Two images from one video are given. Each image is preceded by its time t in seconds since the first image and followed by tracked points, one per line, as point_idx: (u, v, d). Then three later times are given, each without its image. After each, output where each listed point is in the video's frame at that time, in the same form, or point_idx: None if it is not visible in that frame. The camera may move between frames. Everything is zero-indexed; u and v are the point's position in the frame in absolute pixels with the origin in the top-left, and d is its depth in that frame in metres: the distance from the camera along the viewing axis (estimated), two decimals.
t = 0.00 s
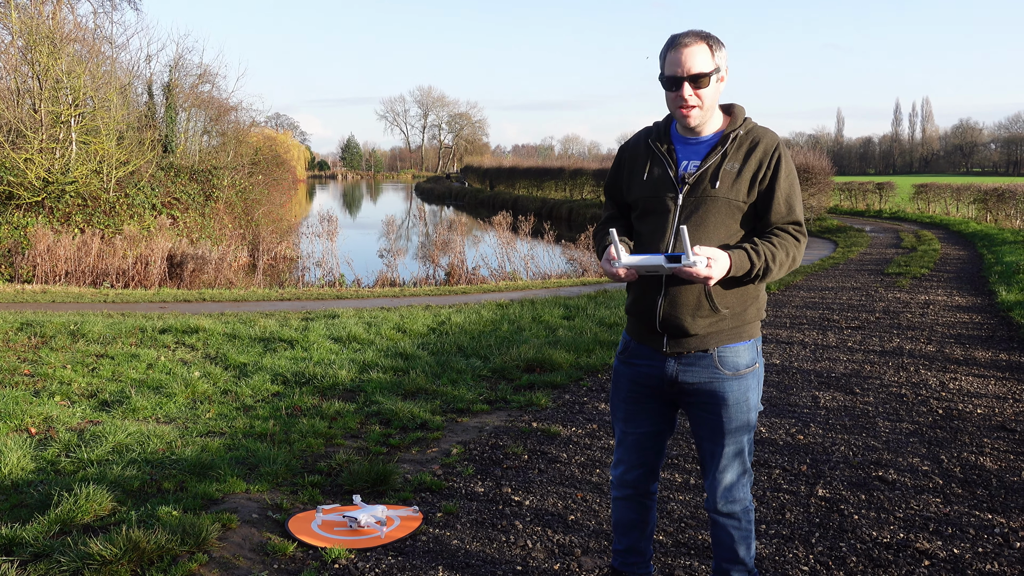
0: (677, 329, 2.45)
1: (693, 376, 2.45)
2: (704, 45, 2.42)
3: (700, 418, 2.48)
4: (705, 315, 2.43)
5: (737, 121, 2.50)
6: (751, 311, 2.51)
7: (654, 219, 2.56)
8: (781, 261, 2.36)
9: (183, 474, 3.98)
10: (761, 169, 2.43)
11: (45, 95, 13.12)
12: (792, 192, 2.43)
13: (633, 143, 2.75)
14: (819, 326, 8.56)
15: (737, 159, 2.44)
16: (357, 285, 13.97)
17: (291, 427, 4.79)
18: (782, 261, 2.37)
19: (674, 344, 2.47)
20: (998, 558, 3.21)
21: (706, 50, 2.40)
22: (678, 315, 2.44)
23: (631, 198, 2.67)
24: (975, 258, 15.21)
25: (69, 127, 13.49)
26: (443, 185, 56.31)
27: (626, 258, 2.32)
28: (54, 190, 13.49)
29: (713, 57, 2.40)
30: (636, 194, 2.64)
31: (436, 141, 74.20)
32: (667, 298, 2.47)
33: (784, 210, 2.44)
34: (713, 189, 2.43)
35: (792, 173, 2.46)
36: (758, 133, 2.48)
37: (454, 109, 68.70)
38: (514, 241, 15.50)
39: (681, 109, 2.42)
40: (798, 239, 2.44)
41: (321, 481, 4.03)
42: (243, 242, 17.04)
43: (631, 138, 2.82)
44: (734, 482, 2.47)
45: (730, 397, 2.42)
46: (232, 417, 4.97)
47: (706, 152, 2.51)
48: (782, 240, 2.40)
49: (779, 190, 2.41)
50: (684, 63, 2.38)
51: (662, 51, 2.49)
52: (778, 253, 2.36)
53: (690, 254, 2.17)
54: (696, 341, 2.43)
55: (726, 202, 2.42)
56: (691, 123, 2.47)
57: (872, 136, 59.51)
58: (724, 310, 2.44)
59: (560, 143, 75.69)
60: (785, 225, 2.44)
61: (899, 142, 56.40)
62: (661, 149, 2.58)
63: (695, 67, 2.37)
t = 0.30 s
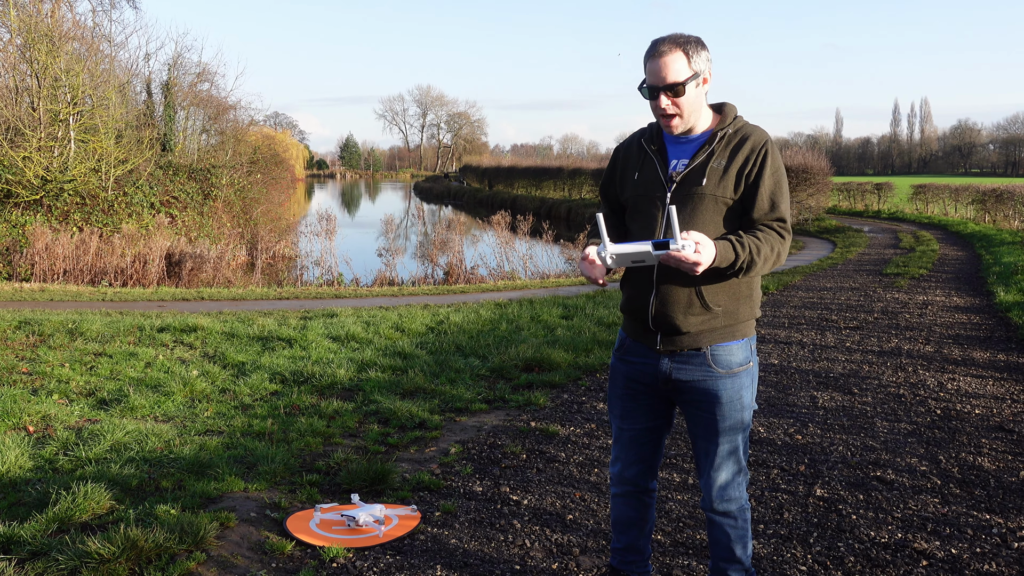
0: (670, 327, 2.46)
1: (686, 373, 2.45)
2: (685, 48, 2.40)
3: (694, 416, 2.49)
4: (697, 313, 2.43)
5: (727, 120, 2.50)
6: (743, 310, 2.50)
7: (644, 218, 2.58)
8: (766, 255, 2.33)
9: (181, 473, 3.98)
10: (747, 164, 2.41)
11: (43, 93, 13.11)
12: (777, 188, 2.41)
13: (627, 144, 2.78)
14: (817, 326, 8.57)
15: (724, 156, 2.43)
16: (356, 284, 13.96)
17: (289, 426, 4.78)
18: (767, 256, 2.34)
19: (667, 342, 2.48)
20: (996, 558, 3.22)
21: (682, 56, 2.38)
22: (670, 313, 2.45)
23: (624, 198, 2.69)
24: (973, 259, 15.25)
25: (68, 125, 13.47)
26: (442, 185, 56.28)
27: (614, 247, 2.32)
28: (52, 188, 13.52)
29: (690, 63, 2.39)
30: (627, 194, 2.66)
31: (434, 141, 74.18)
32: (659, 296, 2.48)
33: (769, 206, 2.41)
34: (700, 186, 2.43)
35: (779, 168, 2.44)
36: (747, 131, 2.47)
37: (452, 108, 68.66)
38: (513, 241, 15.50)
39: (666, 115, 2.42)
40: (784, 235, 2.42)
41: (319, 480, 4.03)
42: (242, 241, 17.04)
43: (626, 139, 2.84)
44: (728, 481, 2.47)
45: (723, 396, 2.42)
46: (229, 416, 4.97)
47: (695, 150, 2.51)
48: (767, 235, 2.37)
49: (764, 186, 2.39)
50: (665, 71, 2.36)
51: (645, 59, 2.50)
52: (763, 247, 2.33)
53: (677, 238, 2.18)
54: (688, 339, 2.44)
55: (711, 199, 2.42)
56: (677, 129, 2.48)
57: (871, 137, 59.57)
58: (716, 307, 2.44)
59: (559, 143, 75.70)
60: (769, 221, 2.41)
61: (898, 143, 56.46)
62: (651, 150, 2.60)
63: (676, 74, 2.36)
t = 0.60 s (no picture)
0: (663, 328, 2.46)
1: (680, 374, 2.46)
2: (655, 54, 2.39)
3: (690, 416, 2.49)
4: (690, 314, 2.42)
5: (724, 122, 2.49)
6: (739, 311, 2.48)
7: (642, 220, 2.63)
8: (766, 262, 2.33)
9: (179, 472, 3.98)
10: (743, 167, 2.40)
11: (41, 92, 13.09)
12: (777, 190, 2.39)
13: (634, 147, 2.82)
14: (815, 326, 8.58)
15: (718, 158, 2.44)
16: (354, 283, 13.96)
17: (287, 426, 4.79)
18: (768, 263, 2.33)
19: (662, 342, 2.48)
20: (993, 558, 3.22)
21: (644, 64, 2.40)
22: (662, 314, 2.45)
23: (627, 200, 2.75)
24: (971, 259, 15.27)
25: (66, 125, 13.45)
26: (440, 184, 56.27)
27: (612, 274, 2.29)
28: (50, 187, 13.53)
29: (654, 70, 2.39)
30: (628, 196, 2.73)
31: (433, 140, 74.19)
32: (652, 296, 2.48)
33: (769, 209, 2.39)
34: (694, 189, 2.44)
35: (779, 171, 2.42)
36: (744, 132, 2.45)
37: (451, 107, 68.65)
38: (511, 240, 15.50)
39: (639, 122, 2.48)
40: (787, 239, 2.39)
41: (317, 479, 4.03)
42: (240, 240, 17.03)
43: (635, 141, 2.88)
44: (724, 481, 2.47)
45: (717, 397, 2.42)
46: (227, 415, 4.97)
47: (691, 151, 2.51)
48: (768, 242, 2.36)
49: (762, 189, 2.38)
50: (631, 81, 2.42)
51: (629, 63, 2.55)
52: (762, 255, 2.32)
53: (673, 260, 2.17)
54: (682, 341, 2.44)
55: (705, 202, 2.43)
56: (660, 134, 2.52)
57: (869, 137, 59.62)
58: (710, 309, 2.42)
59: (558, 142, 75.72)
60: (771, 225, 2.39)
61: (896, 143, 56.53)
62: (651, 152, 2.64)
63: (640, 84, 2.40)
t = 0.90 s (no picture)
0: (653, 328, 2.48)
1: (673, 373, 2.47)
2: (644, 56, 2.42)
3: (685, 417, 2.50)
4: (676, 317, 2.42)
5: (717, 122, 2.47)
6: (730, 314, 2.45)
7: (640, 223, 2.66)
8: (746, 265, 2.29)
9: (178, 472, 3.99)
10: (728, 166, 2.37)
11: (40, 91, 13.04)
12: (761, 189, 2.33)
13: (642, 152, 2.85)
14: (814, 326, 8.59)
15: (706, 159, 2.42)
16: (353, 283, 13.97)
17: (286, 425, 4.79)
18: (748, 265, 2.29)
19: (655, 342, 2.50)
20: (991, 558, 3.23)
21: (632, 68, 2.44)
22: (652, 315, 2.47)
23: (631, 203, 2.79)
24: (970, 259, 15.29)
25: (65, 125, 13.45)
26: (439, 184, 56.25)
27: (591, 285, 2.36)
28: (49, 187, 13.55)
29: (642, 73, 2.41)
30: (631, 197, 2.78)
31: (432, 140, 74.19)
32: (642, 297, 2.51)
33: (752, 208, 2.33)
34: (681, 189, 2.45)
35: (766, 169, 2.35)
36: (734, 131, 2.42)
37: (450, 107, 68.65)
38: (510, 240, 15.52)
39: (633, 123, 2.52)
40: (772, 240, 2.32)
41: (316, 479, 4.03)
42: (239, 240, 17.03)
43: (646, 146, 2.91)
44: (720, 481, 2.48)
45: (710, 398, 2.42)
46: (226, 415, 4.97)
47: (685, 152, 2.52)
48: (750, 244, 2.30)
49: (744, 188, 2.33)
50: (622, 83, 2.47)
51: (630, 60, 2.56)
52: (742, 258, 2.28)
53: (642, 268, 2.18)
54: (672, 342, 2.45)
55: (692, 205, 2.43)
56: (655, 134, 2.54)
57: (869, 137, 59.66)
58: (697, 312, 2.40)
59: (557, 142, 75.73)
60: (755, 224, 2.33)
61: (895, 143, 56.57)
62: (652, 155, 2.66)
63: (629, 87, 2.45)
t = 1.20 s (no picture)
0: (651, 328, 2.49)
1: (670, 374, 2.48)
2: (646, 56, 2.42)
3: (683, 418, 2.50)
4: (674, 316, 2.43)
5: (717, 123, 2.48)
6: (727, 315, 2.44)
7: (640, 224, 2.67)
8: (736, 263, 2.28)
9: (177, 473, 3.98)
10: (723, 165, 2.37)
11: (39, 92, 13.05)
12: (755, 188, 2.32)
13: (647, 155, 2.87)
14: (814, 327, 8.59)
15: (703, 159, 2.43)
16: (352, 284, 13.97)
17: (285, 426, 4.79)
18: (738, 263, 2.28)
19: (653, 342, 2.51)
20: (990, 559, 3.23)
21: (634, 68, 2.44)
22: (650, 315, 2.49)
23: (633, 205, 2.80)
24: (969, 259, 15.30)
25: (64, 125, 13.45)
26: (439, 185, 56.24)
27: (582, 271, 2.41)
28: (49, 187, 13.54)
29: (643, 73, 2.41)
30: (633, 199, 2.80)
31: (432, 141, 74.21)
32: (641, 296, 2.53)
33: (746, 208, 2.33)
34: (678, 189, 2.47)
35: (762, 169, 2.35)
36: (732, 131, 2.43)
37: (449, 108, 68.67)
38: (510, 241, 15.54)
39: (635, 124, 2.53)
40: (764, 239, 2.30)
41: (315, 480, 4.03)
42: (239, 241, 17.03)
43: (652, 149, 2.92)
44: (718, 482, 2.48)
45: (707, 400, 2.42)
46: (226, 416, 4.97)
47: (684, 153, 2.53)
48: (742, 242, 2.29)
49: (739, 187, 2.33)
50: (624, 83, 2.48)
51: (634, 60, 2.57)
52: (732, 255, 2.28)
53: (630, 257, 2.20)
54: (668, 341, 2.47)
55: (688, 204, 2.44)
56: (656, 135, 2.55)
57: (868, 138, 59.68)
58: (694, 313, 2.41)
59: (557, 143, 75.73)
60: (748, 224, 2.32)
61: (894, 144, 56.60)
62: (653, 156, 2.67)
63: (632, 85, 2.45)
